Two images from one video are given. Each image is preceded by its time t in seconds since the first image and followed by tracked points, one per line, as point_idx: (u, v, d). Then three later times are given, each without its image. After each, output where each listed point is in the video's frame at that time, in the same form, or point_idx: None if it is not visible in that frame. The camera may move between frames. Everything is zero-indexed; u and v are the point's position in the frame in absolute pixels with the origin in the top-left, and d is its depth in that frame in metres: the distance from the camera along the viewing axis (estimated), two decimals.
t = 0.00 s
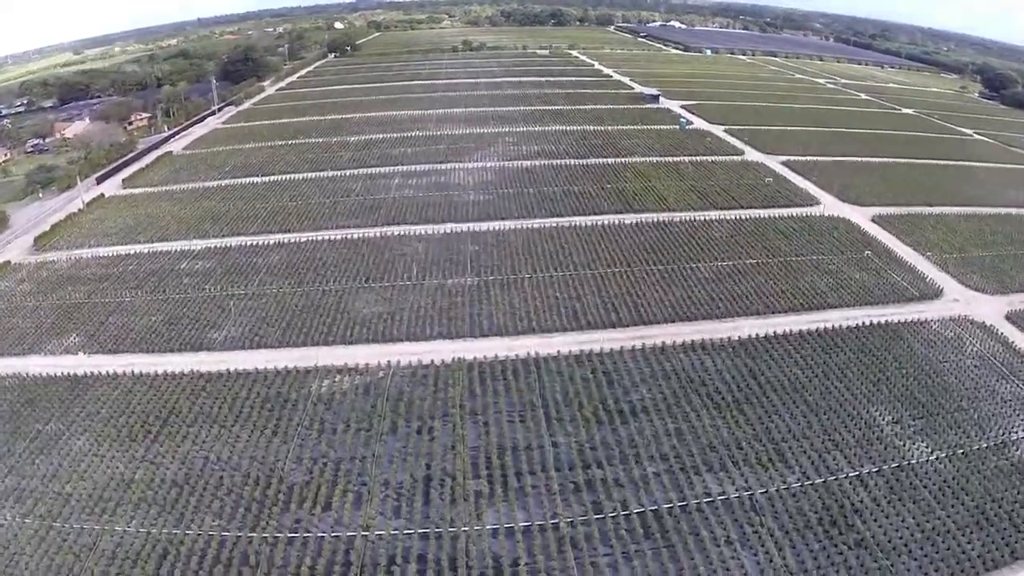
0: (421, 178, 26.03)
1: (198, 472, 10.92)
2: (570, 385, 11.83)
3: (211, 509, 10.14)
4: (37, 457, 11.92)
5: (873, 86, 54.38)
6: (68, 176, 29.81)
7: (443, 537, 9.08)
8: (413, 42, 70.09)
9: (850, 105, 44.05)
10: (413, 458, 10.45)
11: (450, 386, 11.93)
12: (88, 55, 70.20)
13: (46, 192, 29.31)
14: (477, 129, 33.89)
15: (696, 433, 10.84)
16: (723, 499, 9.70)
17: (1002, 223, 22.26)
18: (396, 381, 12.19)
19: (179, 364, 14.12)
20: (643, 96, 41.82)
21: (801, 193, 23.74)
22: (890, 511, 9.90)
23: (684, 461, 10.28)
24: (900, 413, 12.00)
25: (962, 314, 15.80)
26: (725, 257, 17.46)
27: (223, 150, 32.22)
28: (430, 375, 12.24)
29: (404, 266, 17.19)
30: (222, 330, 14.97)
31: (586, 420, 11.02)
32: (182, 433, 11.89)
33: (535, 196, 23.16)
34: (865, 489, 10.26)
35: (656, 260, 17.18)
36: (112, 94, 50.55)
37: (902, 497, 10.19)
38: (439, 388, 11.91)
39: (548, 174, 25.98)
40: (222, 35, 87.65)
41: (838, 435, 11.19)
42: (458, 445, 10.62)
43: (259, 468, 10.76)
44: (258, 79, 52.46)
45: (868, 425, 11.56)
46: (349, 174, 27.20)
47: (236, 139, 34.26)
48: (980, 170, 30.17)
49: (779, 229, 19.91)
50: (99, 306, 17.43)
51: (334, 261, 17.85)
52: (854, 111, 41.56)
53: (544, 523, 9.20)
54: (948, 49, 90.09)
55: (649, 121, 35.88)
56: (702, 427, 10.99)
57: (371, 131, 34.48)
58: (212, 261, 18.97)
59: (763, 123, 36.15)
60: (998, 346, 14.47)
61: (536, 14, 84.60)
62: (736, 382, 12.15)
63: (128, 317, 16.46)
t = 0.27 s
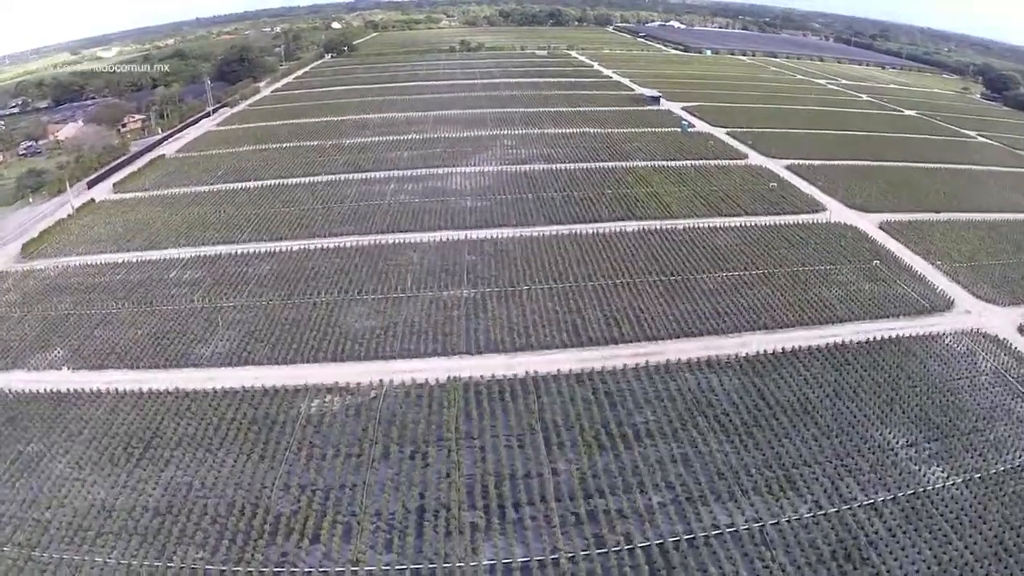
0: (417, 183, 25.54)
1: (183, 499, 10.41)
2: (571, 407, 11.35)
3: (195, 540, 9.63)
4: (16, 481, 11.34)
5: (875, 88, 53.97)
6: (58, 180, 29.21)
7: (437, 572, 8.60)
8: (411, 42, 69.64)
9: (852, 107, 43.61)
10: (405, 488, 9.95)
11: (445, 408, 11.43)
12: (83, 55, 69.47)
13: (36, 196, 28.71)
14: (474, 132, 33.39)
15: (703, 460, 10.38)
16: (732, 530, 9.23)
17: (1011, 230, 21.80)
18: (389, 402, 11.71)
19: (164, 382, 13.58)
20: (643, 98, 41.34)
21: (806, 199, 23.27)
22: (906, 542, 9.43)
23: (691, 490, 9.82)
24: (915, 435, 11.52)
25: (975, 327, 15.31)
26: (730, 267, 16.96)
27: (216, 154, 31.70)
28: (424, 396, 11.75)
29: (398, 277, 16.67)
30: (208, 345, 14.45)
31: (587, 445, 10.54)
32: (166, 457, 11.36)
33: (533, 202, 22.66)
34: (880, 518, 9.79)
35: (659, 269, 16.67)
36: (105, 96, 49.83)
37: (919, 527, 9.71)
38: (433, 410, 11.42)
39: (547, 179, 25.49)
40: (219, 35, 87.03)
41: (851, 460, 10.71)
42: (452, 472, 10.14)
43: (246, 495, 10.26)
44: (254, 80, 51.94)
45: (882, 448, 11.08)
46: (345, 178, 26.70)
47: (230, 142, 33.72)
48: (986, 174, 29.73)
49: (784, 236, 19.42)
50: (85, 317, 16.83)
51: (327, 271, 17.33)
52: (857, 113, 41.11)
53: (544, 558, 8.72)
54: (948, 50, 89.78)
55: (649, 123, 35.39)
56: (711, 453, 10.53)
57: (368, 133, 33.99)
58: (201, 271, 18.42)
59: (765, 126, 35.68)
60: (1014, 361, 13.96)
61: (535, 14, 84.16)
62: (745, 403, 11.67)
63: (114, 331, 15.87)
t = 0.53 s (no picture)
0: (409, 189, 25.03)
1: (162, 532, 9.84)
2: (569, 431, 10.89)
3: None
4: None
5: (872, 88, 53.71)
6: (42, 186, 28.49)
7: None
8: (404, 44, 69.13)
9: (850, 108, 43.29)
10: (394, 520, 9.46)
11: (436, 433, 10.94)
12: (71, 57, 68.50)
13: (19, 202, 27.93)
14: (467, 136, 32.86)
15: (709, 489, 9.94)
16: (740, 564, 8.80)
17: (1014, 235, 21.42)
18: (378, 426, 11.22)
19: (144, 403, 13.01)
20: (639, 100, 40.92)
21: (806, 204, 22.85)
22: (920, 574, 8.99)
23: (695, 521, 9.38)
24: (926, 456, 11.07)
25: (984, 338, 14.89)
26: (730, 277, 16.51)
27: (204, 159, 31.09)
28: (414, 420, 11.27)
29: (388, 290, 16.14)
30: (191, 363, 13.90)
31: (586, 474, 10.08)
32: (145, 486, 10.81)
33: (528, 209, 22.18)
34: (893, 548, 9.35)
35: (658, 280, 16.21)
36: (94, 99, 49.02)
37: (933, 556, 9.27)
38: (424, 435, 10.93)
39: (540, 184, 25.01)
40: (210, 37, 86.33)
41: (862, 485, 10.27)
42: (444, 503, 9.66)
43: (228, 528, 9.72)
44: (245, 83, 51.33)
45: (893, 472, 10.64)
46: (335, 184, 26.18)
47: (219, 147, 33.12)
48: (986, 176, 29.38)
49: (785, 244, 18.98)
50: (64, 332, 16.13)
51: (315, 283, 16.80)
52: (854, 115, 40.79)
53: None
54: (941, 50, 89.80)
55: (645, 126, 34.94)
56: (717, 480, 10.09)
57: (360, 137, 33.47)
58: (186, 283, 17.82)
59: (762, 128, 35.31)
60: None
61: (529, 16, 83.78)
62: (751, 425, 11.23)
63: (94, 347, 15.21)
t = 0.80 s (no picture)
0: (411, 194, 24.55)
1: (148, 565, 9.34)
2: (574, 458, 10.39)
3: None
4: None
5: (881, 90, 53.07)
6: (40, 189, 28.03)
7: None
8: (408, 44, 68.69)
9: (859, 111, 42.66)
10: (391, 553, 8.98)
11: (436, 459, 10.45)
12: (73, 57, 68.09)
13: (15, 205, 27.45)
14: (471, 138, 32.35)
15: (722, 520, 9.44)
16: None
17: None
18: (376, 450, 10.73)
19: (134, 420, 12.52)
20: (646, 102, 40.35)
21: (818, 211, 22.30)
22: None
23: (708, 556, 8.88)
24: (949, 483, 10.52)
25: (1007, 355, 14.30)
26: (742, 290, 15.95)
27: (204, 162, 30.62)
28: (413, 444, 10.78)
29: (388, 301, 15.66)
30: (183, 379, 13.41)
31: (592, 504, 9.58)
32: (131, 512, 10.30)
33: (532, 216, 21.67)
34: None
35: (668, 293, 15.67)
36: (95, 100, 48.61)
37: None
38: (423, 461, 10.43)
39: (545, 190, 24.49)
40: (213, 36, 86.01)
41: (883, 516, 9.74)
42: (443, 535, 9.16)
43: (217, 561, 9.23)
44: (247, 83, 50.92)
45: (915, 501, 10.10)
46: (337, 189, 25.69)
47: (220, 149, 32.65)
48: (1001, 182, 28.77)
49: (797, 254, 18.42)
50: (54, 343, 15.58)
51: (312, 294, 16.31)
52: (864, 118, 40.17)
53: None
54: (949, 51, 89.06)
55: (652, 129, 34.38)
56: (730, 511, 9.59)
57: (362, 139, 33.00)
58: (180, 293, 17.31)
59: (771, 131, 34.73)
60: None
61: (533, 16, 83.27)
62: (765, 451, 10.72)
63: (85, 359, 14.65)
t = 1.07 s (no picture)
0: (412, 200, 24.07)
1: None
2: (579, 486, 9.90)
3: None
4: None
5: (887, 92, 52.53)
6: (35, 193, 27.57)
7: None
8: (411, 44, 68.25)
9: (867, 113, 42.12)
10: None
11: (434, 487, 9.96)
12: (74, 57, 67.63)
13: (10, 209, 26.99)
14: (474, 141, 31.89)
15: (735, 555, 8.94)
16: None
17: None
18: (371, 477, 10.24)
19: (121, 440, 12.01)
20: (651, 104, 39.79)
21: (829, 218, 21.77)
22: None
23: None
24: (972, 512, 9.99)
25: None
26: (754, 303, 15.42)
27: (202, 165, 30.13)
28: (411, 470, 10.29)
29: (386, 314, 15.15)
30: (173, 397, 12.91)
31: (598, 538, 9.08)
32: (116, 541, 9.79)
33: (535, 222, 21.19)
34: None
35: (676, 306, 15.14)
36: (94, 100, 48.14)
37: None
38: (419, 488, 9.95)
39: (549, 196, 23.98)
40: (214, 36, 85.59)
41: (905, 550, 9.22)
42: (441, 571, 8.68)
43: None
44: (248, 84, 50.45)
45: (938, 532, 9.57)
46: (336, 194, 25.22)
47: (219, 152, 32.16)
48: (1013, 187, 28.24)
49: (809, 265, 17.86)
50: (41, 355, 15.07)
51: (308, 306, 15.82)
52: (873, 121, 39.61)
53: None
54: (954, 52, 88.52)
55: (658, 132, 33.84)
56: (744, 544, 9.09)
57: (363, 142, 32.51)
58: (172, 304, 16.80)
59: (779, 135, 34.19)
60: None
61: (536, 17, 82.77)
62: (780, 479, 10.21)
63: (72, 373, 14.15)
